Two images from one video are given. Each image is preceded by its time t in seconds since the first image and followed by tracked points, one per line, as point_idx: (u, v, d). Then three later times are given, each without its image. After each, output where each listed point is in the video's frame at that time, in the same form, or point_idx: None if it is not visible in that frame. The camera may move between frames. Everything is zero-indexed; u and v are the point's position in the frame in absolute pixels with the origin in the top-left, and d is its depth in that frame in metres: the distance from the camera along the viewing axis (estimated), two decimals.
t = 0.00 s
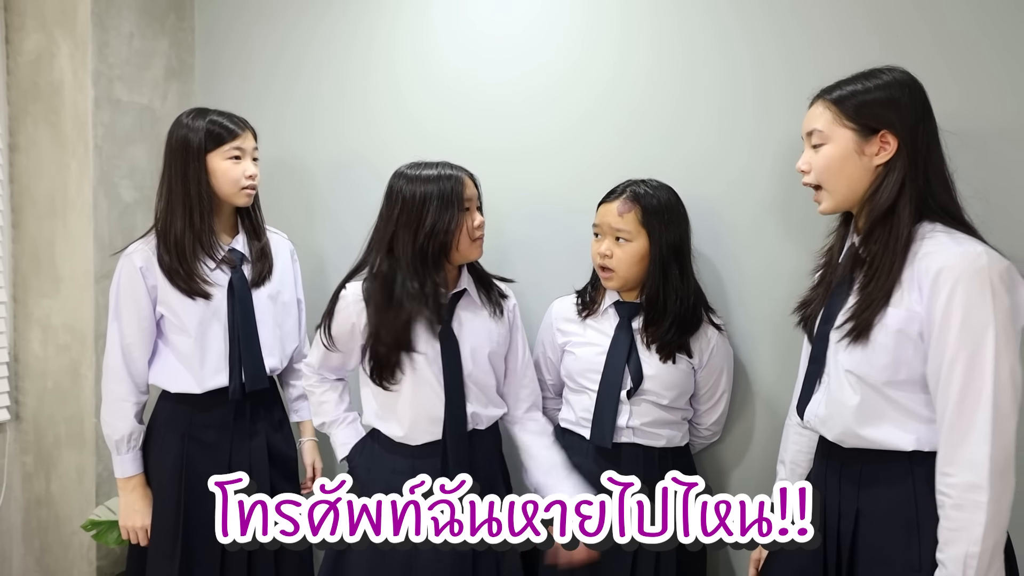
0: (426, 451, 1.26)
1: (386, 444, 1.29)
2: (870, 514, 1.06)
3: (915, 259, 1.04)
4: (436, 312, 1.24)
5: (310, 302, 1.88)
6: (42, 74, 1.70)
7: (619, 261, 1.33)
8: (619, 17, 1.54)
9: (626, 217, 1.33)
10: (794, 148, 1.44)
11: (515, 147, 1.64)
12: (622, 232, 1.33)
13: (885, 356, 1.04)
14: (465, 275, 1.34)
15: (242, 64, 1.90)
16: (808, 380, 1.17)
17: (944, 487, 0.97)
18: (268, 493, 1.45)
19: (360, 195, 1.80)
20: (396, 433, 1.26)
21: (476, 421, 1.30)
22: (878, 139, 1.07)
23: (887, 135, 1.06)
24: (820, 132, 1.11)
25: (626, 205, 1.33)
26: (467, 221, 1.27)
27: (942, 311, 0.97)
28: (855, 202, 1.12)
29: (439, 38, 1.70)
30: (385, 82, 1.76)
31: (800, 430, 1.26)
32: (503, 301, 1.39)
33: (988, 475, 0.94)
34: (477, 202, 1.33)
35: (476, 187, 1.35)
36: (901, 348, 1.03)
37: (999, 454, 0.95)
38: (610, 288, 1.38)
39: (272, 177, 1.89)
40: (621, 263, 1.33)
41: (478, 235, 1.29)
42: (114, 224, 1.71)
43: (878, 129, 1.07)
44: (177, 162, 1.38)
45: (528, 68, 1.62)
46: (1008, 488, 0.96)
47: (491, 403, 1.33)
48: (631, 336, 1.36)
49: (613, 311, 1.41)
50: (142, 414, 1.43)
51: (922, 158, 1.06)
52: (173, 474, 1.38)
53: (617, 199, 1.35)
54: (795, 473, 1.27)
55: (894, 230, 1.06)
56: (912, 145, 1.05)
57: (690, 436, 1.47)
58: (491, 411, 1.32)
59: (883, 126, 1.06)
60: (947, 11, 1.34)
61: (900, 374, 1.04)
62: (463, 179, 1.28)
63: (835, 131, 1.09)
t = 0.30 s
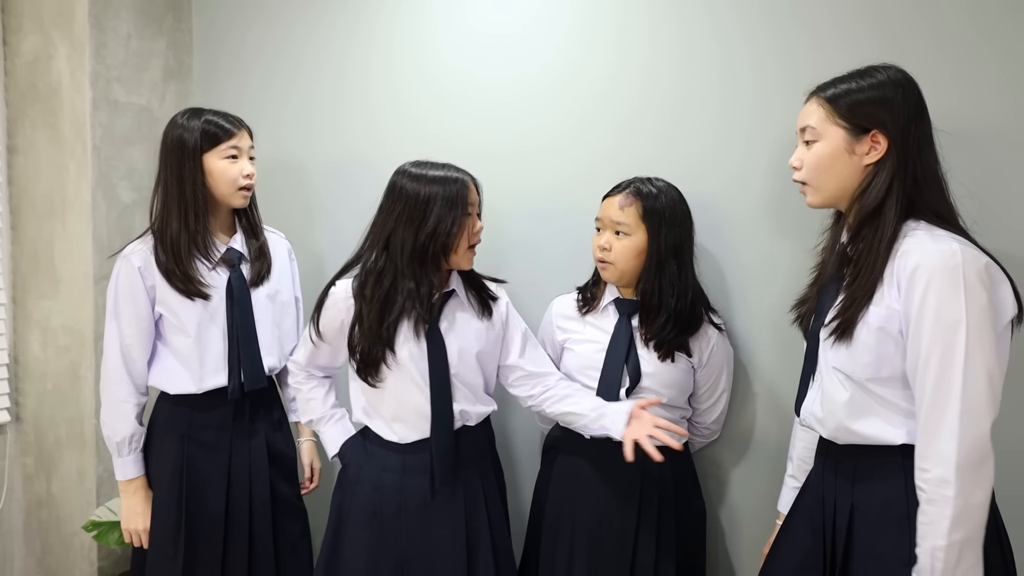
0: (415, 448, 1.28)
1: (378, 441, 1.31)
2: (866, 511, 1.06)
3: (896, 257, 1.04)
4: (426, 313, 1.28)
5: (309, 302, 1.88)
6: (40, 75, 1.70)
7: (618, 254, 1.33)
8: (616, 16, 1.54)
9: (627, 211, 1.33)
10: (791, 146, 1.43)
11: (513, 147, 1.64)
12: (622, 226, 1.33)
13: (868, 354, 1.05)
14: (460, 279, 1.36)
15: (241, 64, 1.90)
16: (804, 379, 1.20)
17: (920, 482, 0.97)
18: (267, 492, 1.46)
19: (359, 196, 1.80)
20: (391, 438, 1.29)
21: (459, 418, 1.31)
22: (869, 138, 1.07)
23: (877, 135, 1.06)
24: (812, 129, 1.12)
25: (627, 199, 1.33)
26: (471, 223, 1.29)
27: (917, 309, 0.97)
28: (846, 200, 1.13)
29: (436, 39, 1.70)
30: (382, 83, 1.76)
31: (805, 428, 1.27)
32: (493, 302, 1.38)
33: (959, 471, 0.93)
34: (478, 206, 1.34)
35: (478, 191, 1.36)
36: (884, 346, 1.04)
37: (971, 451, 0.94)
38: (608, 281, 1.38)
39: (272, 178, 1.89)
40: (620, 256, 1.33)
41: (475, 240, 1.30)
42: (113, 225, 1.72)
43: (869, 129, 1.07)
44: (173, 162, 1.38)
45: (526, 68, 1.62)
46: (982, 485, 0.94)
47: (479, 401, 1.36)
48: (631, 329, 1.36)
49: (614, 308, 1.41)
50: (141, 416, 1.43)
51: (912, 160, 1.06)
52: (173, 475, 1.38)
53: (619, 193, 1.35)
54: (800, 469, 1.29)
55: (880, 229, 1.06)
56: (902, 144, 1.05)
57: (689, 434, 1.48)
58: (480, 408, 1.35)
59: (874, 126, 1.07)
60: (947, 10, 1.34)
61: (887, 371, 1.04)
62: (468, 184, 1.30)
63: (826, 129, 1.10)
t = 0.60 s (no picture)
0: (407, 441, 1.30)
1: (370, 434, 1.32)
2: (865, 504, 1.07)
3: (893, 253, 1.05)
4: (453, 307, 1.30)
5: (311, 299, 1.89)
6: (44, 72, 1.70)
7: (623, 252, 1.34)
8: (617, 14, 1.54)
9: (630, 209, 1.34)
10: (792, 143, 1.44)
11: (515, 144, 1.65)
12: (625, 224, 1.34)
13: (866, 350, 1.06)
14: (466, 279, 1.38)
15: (243, 61, 1.90)
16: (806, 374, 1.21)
17: (907, 473, 0.99)
18: (270, 486, 1.46)
19: (361, 192, 1.81)
20: (382, 431, 1.31)
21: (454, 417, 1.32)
22: (864, 137, 1.08)
23: (871, 134, 1.07)
24: (808, 129, 1.13)
25: (630, 197, 1.35)
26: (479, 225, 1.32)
27: (913, 304, 0.99)
28: (843, 198, 1.14)
29: (439, 36, 1.70)
30: (385, 80, 1.76)
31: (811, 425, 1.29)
32: (490, 303, 1.39)
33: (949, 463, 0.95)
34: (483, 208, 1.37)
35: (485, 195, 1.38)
36: (882, 341, 1.05)
37: (964, 444, 0.95)
38: (613, 278, 1.39)
39: (274, 174, 1.89)
40: (625, 254, 1.34)
41: (479, 240, 1.34)
42: (116, 221, 1.72)
43: (864, 128, 1.08)
44: (173, 160, 1.39)
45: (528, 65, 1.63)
46: (970, 478, 0.96)
47: (474, 400, 1.36)
48: (635, 326, 1.37)
49: (619, 304, 1.42)
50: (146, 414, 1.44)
51: (908, 155, 1.07)
52: (177, 469, 1.40)
53: (623, 191, 1.36)
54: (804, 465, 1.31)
55: (877, 227, 1.07)
56: (896, 142, 1.06)
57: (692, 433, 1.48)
58: (475, 407, 1.35)
59: (868, 125, 1.08)
60: (948, 9, 1.35)
61: (886, 366, 1.05)
62: (478, 187, 1.33)
63: (822, 129, 1.11)
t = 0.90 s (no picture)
0: (405, 440, 1.30)
1: (368, 433, 1.33)
2: (866, 504, 1.07)
3: (891, 252, 1.05)
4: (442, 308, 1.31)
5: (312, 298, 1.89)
6: (47, 70, 1.71)
7: (625, 256, 1.34)
8: (619, 14, 1.54)
9: (632, 213, 1.34)
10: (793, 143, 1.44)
11: (516, 144, 1.65)
12: (628, 228, 1.34)
13: (865, 349, 1.06)
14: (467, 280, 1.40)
15: (246, 61, 1.91)
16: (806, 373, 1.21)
17: (908, 473, 0.99)
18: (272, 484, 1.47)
19: (362, 192, 1.81)
20: (380, 430, 1.31)
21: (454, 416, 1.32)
22: (862, 137, 1.09)
23: (869, 135, 1.07)
24: (807, 131, 1.13)
25: (632, 201, 1.34)
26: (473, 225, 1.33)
27: (911, 302, 0.99)
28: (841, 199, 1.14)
29: (441, 36, 1.70)
30: (387, 80, 1.77)
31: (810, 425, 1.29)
32: (490, 304, 1.41)
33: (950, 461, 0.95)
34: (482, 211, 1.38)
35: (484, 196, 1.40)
36: (881, 341, 1.05)
37: (964, 441, 0.95)
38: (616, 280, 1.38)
39: (276, 173, 1.90)
40: (627, 257, 1.34)
41: (478, 239, 1.34)
42: (119, 219, 1.72)
43: (862, 128, 1.08)
44: (172, 158, 1.39)
45: (529, 65, 1.63)
46: (970, 475, 0.96)
47: (472, 400, 1.36)
48: (637, 325, 1.38)
49: (620, 304, 1.43)
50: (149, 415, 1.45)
51: (905, 156, 1.07)
52: (180, 469, 1.40)
53: (623, 194, 1.36)
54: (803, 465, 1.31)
55: (875, 226, 1.07)
56: (894, 144, 1.06)
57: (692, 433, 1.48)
58: (473, 408, 1.35)
59: (867, 126, 1.08)
60: (950, 9, 1.35)
61: (886, 365, 1.05)
62: (474, 187, 1.34)
63: (821, 131, 1.11)
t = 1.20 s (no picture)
0: (400, 437, 1.31)
1: (364, 430, 1.35)
2: (868, 503, 1.06)
3: (884, 249, 1.06)
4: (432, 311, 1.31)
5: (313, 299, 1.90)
6: (51, 72, 1.72)
7: (626, 260, 1.34)
8: (620, 14, 1.55)
9: (630, 219, 1.34)
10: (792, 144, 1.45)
11: (516, 144, 1.66)
12: (627, 234, 1.34)
13: (861, 345, 1.07)
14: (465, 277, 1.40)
15: (248, 63, 1.92)
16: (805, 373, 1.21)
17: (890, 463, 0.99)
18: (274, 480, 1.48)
19: (362, 193, 1.82)
20: (376, 428, 1.32)
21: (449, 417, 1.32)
22: (870, 132, 1.09)
23: (877, 129, 1.08)
24: (818, 121, 1.14)
25: (629, 206, 1.34)
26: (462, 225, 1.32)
27: (900, 297, 0.99)
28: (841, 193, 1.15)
29: (442, 38, 1.71)
30: (388, 81, 1.77)
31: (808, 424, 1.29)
32: (488, 300, 1.42)
33: (929, 452, 0.95)
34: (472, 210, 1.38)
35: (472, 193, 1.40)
36: (875, 337, 1.05)
37: (945, 434, 0.95)
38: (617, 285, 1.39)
39: (277, 174, 1.90)
40: (628, 262, 1.34)
41: (468, 238, 1.32)
42: (121, 219, 1.73)
43: (871, 123, 1.09)
44: (168, 157, 1.38)
45: (530, 66, 1.63)
46: (950, 469, 0.96)
47: (470, 401, 1.36)
48: (637, 327, 1.38)
49: (621, 304, 1.43)
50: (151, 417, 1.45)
51: (911, 153, 1.07)
52: (183, 468, 1.40)
53: (620, 200, 1.36)
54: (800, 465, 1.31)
55: (873, 221, 1.08)
56: (903, 141, 1.07)
57: (693, 432, 1.48)
58: (468, 409, 1.35)
59: (876, 121, 1.08)
60: (949, 10, 1.35)
61: (880, 361, 1.05)
62: (460, 184, 1.34)
63: (831, 121, 1.12)
